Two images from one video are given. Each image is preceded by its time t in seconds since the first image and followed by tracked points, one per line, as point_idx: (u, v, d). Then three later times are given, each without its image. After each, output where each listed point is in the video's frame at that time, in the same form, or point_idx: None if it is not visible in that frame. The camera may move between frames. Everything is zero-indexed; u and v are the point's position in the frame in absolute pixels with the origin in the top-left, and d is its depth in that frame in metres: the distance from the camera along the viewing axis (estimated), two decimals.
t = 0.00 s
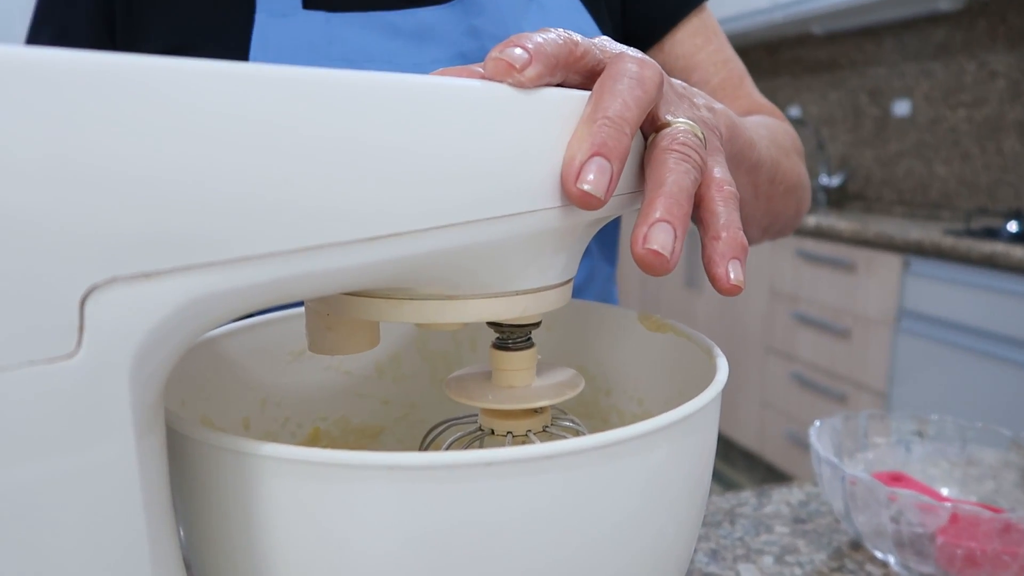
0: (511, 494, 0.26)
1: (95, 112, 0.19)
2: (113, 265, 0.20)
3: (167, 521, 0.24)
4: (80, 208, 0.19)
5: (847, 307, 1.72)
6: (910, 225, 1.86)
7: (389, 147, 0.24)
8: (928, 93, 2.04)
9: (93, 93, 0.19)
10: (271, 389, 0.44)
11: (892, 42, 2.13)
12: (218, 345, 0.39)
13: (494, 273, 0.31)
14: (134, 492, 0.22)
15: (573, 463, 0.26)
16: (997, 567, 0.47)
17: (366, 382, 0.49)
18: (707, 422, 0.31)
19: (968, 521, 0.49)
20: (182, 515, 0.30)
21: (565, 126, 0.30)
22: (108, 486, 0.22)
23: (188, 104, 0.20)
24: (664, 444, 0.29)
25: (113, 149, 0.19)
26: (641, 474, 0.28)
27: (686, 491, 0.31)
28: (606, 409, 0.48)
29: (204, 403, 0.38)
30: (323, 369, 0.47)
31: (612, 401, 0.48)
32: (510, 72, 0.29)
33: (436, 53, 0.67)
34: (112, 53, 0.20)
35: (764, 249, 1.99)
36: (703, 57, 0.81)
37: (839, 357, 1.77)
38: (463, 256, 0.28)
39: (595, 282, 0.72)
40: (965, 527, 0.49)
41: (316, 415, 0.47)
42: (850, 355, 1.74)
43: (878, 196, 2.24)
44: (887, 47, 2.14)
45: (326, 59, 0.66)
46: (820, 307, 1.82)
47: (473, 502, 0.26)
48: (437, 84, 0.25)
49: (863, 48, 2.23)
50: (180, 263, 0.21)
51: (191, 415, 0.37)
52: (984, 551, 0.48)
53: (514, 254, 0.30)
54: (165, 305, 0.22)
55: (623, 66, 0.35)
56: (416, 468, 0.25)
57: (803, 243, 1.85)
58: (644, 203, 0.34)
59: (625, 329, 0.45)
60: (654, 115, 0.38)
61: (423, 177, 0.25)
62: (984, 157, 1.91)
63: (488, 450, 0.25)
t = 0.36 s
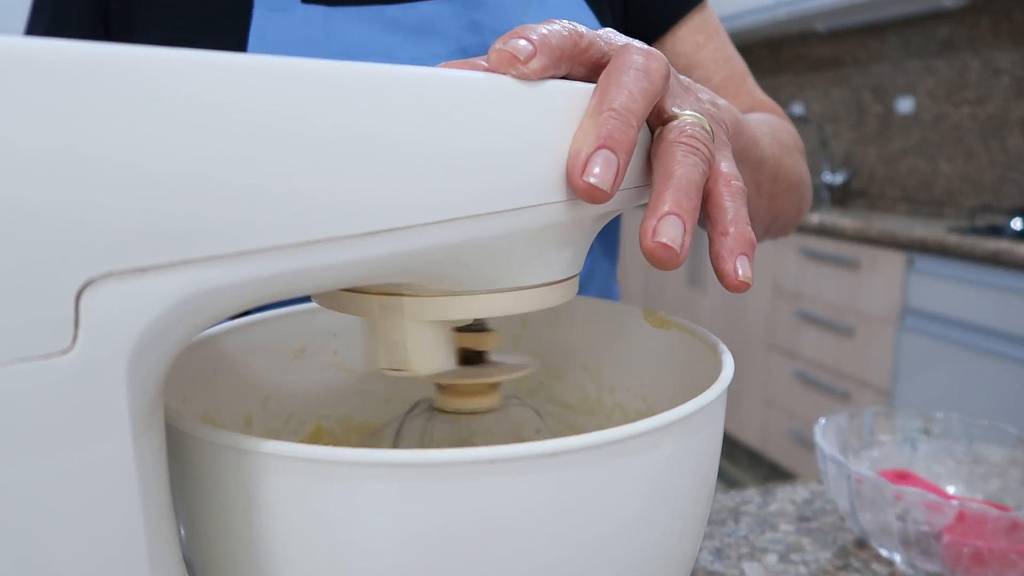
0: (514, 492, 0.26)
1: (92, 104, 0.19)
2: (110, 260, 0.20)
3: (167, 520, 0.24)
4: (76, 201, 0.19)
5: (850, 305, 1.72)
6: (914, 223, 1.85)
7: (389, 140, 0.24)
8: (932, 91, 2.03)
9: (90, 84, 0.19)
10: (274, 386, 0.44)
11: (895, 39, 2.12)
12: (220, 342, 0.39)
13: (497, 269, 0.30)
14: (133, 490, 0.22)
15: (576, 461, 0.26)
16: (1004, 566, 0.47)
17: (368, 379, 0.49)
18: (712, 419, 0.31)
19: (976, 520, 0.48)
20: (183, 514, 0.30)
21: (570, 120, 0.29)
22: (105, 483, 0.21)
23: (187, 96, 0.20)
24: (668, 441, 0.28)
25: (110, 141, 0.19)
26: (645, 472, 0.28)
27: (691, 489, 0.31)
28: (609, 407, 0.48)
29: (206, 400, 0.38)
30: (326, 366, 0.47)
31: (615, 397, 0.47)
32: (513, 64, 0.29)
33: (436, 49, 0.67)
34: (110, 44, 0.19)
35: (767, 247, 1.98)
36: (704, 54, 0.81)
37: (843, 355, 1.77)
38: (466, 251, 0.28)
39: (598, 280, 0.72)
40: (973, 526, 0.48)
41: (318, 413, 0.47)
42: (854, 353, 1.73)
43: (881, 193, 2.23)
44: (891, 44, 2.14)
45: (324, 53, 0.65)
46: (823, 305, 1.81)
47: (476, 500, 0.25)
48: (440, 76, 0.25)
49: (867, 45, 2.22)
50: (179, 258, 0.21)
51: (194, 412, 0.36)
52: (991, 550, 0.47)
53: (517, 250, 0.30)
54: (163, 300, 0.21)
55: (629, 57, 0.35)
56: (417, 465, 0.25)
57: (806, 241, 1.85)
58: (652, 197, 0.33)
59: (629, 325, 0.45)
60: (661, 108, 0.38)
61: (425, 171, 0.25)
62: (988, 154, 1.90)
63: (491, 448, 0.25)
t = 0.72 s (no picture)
0: (519, 491, 0.25)
1: (93, 98, 0.18)
2: (110, 255, 0.20)
3: (169, 518, 0.24)
4: (77, 197, 0.19)
5: (855, 302, 1.71)
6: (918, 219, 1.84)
7: (391, 134, 0.23)
8: (937, 87, 2.02)
9: (90, 77, 0.18)
10: (277, 383, 0.44)
11: (900, 35, 2.11)
12: (223, 339, 0.39)
13: (500, 265, 0.30)
14: (134, 489, 0.22)
15: (581, 460, 0.26)
16: (1012, 566, 0.46)
17: (373, 377, 0.48)
18: (718, 417, 0.31)
19: (984, 519, 0.48)
20: (185, 511, 0.30)
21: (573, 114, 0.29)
22: (107, 481, 0.21)
23: (186, 89, 0.20)
24: (674, 439, 0.28)
25: (113, 135, 0.19)
26: (651, 471, 0.28)
27: (697, 488, 0.31)
28: (615, 405, 0.48)
29: (208, 397, 0.38)
30: (330, 364, 0.46)
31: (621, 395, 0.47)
32: (520, 59, 0.28)
33: (447, 43, 0.67)
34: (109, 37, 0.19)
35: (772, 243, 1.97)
36: (709, 53, 0.80)
37: (847, 352, 1.76)
38: (469, 247, 0.28)
39: (603, 277, 0.71)
40: (980, 524, 0.48)
41: (322, 410, 0.47)
42: (859, 350, 1.73)
43: (887, 190, 2.22)
44: (896, 39, 2.12)
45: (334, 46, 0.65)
46: (827, 302, 1.80)
47: (480, 499, 0.25)
48: (441, 69, 0.25)
49: (872, 41, 2.21)
50: (179, 254, 0.21)
51: (196, 410, 0.36)
52: (999, 549, 0.47)
53: (521, 245, 0.30)
54: (163, 297, 0.21)
55: (635, 53, 0.34)
56: (420, 464, 0.24)
57: (811, 238, 1.84)
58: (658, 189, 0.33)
59: (635, 323, 0.44)
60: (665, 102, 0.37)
61: (428, 166, 0.24)
62: (994, 151, 1.89)
63: (495, 446, 0.25)
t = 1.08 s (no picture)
0: (519, 489, 0.25)
1: (89, 92, 0.19)
2: (104, 250, 0.20)
3: (167, 513, 0.24)
4: (72, 192, 0.19)
5: (858, 300, 1.71)
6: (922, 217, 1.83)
7: (387, 128, 0.23)
8: (941, 84, 2.01)
9: (84, 74, 0.19)
10: (278, 380, 0.44)
11: (904, 32, 2.10)
12: (223, 336, 0.39)
13: (499, 260, 0.30)
14: (131, 485, 0.22)
15: (579, 457, 0.26)
16: (1015, 565, 0.46)
17: (374, 374, 0.48)
18: (719, 414, 0.31)
19: (987, 518, 0.48)
20: (185, 508, 0.30)
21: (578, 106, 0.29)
22: (104, 477, 0.21)
23: (182, 85, 0.20)
24: (675, 436, 0.28)
25: (109, 128, 0.19)
26: (650, 469, 0.27)
27: (698, 486, 0.30)
28: (617, 403, 0.48)
29: (208, 395, 0.38)
30: (330, 360, 0.46)
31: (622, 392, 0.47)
32: (521, 44, 0.28)
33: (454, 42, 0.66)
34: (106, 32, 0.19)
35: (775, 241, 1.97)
36: (716, 50, 0.80)
37: (850, 350, 1.76)
38: (467, 242, 0.28)
39: (607, 275, 0.71)
40: (983, 524, 0.48)
41: (323, 407, 0.47)
42: (862, 348, 1.72)
43: (890, 187, 2.22)
44: (900, 37, 2.12)
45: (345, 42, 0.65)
46: (830, 300, 1.80)
47: (480, 497, 0.25)
48: (439, 63, 0.25)
49: (876, 38, 2.20)
50: (175, 249, 0.21)
51: (197, 407, 0.36)
52: (1003, 548, 0.47)
53: (519, 240, 0.29)
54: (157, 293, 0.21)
55: (635, 39, 0.34)
56: (416, 460, 0.24)
57: (814, 236, 1.83)
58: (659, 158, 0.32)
59: (637, 321, 0.44)
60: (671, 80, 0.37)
61: (426, 160, 0.24)
62: (998, 148, 1.88)
63: (494, 443, 0.25)
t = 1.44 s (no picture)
0: (520, 490, 0.25)
1: (92, 95, 0.19)
2: (108, 252, 0.20)
3: (171, 512, 0.24)
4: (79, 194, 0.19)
5: (861, 301, 1.70)
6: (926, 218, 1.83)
7: (387, 129, 0.24)
8: (945, 85, 2.01)
9: (89, 77, 0.19)
10: (281, 381, 0.44)
11: (908, 32, 2.09)
12: (225, 337, 0.39)
13: (501, 261, 0.30)
14: (136, 484, 0.22)
15: (580, 458, 0.26)
16: (1018, 566, 0.46)
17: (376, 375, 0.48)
18: (721, 416, 0.31)
19: (988, 519, 0.48)
20: (189, 508, 0.30)
21: (585, 106, 0.29)
22: (109, 476, 0.21)
23: (185, 87, 0.20)
24: (677, 437, 0.28)
25: (115, 130, 0.19)
26: (652, 469, 0.28)
27: (700, 487, 0.30)
28: (618, 405, 0.48)
29: (211, 395, 0.38)
30: (332, 361, 0.46)
31: (623, 395, 0.47)
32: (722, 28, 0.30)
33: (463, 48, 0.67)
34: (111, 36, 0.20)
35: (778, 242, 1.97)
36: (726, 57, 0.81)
37: (854, 351, 1.75)
38: (469, 244, 0.28)
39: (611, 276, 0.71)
40: (985, 525, 0.48)
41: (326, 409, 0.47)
42: (865, 349, 1.72)
43: (893, 187, 2.21)
44: (904, 37, 2.11)
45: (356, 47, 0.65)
46: (834, 301, 1.80)
47: (482, 498, 0.25)
48: (438, 65, 0.25)
49: (881, 39, 2.19)
50: (180, 251, 0.21)
51: (201, 408, 0.36)
52: (1005, 549, 0.47)
53: (522, 241, 0.30)
54: (162, 295, 0.21)
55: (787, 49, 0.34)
56: (418, 460, 0.24)
57: (817, 237, 1.83)
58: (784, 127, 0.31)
59: (639, 324, 0.44)
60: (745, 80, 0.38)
61: (427, 160, 0.25)
62: (1001, 149, 1.87)
63: (495, 444, 0.25)
